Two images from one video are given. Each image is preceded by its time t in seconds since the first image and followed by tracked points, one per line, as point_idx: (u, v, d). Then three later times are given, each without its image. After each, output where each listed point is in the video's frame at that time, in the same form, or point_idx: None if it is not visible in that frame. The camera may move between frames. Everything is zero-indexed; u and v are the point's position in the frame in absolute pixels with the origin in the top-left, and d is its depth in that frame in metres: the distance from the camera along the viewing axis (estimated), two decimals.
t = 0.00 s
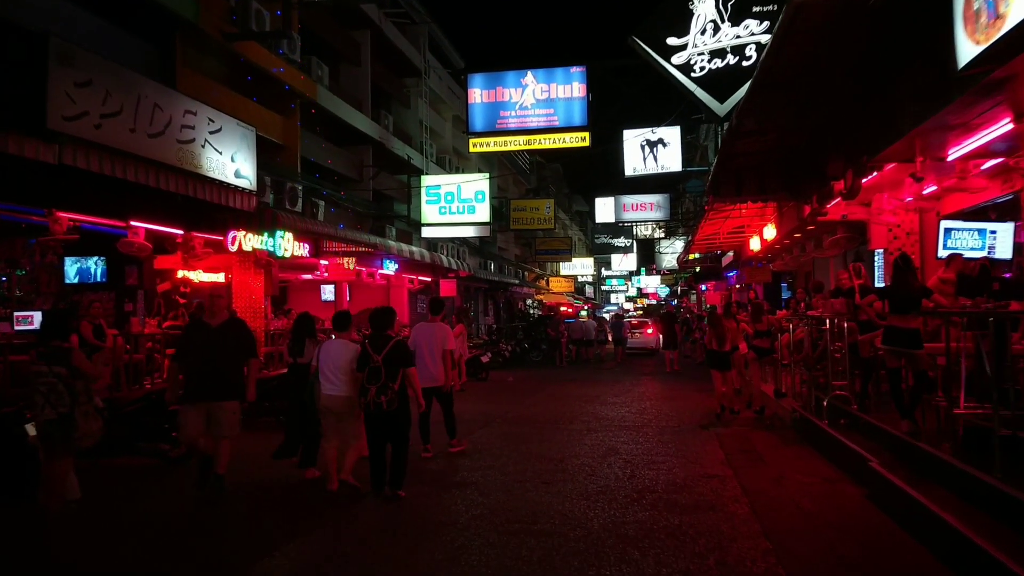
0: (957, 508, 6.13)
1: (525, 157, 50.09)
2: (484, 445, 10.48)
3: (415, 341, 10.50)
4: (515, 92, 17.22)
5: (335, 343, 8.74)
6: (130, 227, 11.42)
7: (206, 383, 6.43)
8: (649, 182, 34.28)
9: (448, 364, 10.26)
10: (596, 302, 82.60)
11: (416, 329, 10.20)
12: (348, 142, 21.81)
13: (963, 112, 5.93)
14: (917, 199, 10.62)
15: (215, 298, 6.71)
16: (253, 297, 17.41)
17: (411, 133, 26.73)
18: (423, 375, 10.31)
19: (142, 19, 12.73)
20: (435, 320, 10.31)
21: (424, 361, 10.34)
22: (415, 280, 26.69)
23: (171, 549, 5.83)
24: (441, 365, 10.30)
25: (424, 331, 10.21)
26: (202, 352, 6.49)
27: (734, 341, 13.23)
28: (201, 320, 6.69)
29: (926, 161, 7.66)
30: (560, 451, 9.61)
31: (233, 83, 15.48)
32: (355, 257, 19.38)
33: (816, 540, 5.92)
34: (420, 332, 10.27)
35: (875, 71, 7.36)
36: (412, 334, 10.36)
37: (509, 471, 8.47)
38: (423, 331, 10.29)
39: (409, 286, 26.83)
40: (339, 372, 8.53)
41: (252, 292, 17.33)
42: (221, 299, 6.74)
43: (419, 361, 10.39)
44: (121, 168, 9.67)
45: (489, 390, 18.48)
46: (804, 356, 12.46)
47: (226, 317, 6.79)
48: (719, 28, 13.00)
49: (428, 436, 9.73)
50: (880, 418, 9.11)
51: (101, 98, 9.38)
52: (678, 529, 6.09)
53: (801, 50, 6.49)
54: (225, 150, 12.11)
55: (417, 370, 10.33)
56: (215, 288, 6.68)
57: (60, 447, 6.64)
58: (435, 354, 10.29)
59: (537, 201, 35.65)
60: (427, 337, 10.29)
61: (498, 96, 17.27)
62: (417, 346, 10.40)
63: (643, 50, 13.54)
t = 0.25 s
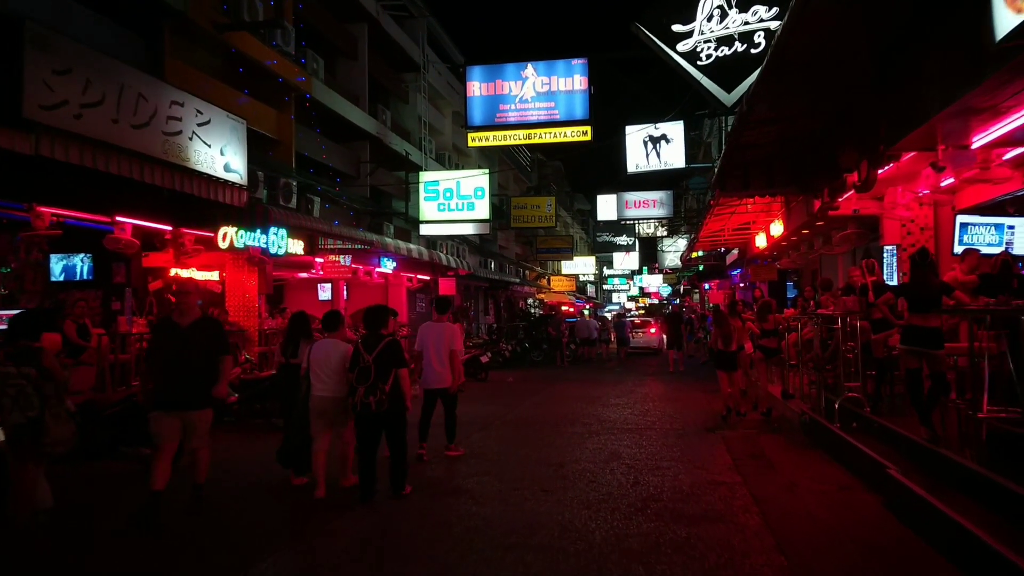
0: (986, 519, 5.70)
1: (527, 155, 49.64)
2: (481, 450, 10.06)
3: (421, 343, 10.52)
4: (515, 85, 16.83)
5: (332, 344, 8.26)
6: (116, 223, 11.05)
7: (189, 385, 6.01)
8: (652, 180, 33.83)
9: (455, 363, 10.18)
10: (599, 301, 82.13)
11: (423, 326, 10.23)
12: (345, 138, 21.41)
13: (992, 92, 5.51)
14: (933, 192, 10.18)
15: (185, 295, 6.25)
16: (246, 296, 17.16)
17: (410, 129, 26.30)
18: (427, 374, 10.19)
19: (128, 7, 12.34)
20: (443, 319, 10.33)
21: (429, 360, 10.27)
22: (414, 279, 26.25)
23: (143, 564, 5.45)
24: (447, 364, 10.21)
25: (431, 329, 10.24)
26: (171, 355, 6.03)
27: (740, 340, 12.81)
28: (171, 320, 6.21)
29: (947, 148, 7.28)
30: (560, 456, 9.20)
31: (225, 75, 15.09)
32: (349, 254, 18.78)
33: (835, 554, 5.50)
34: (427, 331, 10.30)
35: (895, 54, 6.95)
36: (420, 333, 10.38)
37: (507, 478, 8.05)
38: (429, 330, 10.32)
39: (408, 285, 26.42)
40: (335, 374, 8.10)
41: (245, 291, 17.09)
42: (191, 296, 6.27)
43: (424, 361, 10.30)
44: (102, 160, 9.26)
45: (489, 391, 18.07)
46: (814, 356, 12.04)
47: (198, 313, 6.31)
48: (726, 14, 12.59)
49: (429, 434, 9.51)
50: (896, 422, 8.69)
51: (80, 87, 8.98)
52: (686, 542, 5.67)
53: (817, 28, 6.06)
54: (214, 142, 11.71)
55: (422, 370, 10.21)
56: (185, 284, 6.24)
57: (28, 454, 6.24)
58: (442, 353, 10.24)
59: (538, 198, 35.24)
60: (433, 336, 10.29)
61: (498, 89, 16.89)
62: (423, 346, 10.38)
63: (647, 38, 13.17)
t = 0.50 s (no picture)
0: (1005, 529, 5.42)
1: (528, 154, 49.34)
2: (478, 453, 9.78)
3: (425, 342, 10.63)
4: (514, 81, 16.56)
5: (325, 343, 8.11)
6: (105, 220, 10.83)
7: (156, 388, 5.81)
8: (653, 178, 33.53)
9: (457, 361, 10.25)
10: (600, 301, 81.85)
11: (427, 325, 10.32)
12: (342, 135, 21.16)
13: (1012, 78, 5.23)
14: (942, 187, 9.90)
15: (145, 294, 5.91)
16: (242, 295, 16.89)
17: (409, 127, 26.04)
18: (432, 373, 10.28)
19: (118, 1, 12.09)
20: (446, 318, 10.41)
21: (434, 359, 10.36)
22: (413, 279, 25.97)
23: (119, 574, 5.20)
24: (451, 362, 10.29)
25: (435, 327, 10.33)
26: (134, 357, 5.82)
27: (744, 340, 12.54)
28: (133, 321, 5.92)
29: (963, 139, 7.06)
30: (558, 459, 8.92)
31: (219, 71, 14.84)
32: (344, 253, 18.31)
33: (846, 566, 5.21)
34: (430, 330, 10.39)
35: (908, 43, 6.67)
36: (423, 332, 10.46)
37: (503, 483, 7.76)
38: (433, 329, 10.41)
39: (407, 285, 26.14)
40: (329, 375, 7.94)
41: (242, 291, 16.79)
42: (154, 293, 5.95)
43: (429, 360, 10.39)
44: (86, 155, 9.00)
45: (488, 392, 17.81)
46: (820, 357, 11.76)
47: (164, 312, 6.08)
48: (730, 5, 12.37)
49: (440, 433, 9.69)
50: (906, 425, 8.40)
51: (64, 79, 8.72)
52: (690, 553, 5.38)
53: (826, 14, 5.79)
54: (205, 138, 11.44)
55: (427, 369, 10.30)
56: (146, 280, 5.92)
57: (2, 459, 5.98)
58: (445, 352, 10.31)
59: (539, 197, 34.97)
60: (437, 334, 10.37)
61: (497, 85, 16.62)
62: (427, 345, 10.46)
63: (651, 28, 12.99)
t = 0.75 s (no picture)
0: None
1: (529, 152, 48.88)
2: (471, 457, 9.34)
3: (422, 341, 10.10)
4: (514, 73, 16.16)
5: (314, 339, 7.68)
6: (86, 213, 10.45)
7: (119, 401, 4.70)
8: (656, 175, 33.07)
9: (458, 360, 9.84)
10: (603, 300, 81.37)
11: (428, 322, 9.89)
12: (338, 130, 20.74)
13: None
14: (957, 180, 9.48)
15: (89, 282, 4.70)
16: (234, 292, 16.47)
17: (407, 122, 25.62)
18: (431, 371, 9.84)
19: None
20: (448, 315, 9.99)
21: (433, 358, 9.92)
22: (412, 277, 25.55)
23: None
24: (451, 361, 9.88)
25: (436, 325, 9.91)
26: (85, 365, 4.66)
27: (750, 339, 12.08)
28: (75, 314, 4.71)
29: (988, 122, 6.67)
30: (556, 464, 8.47)
31: (208, 61, 14.41)
32: (339, 249, 17.92)
33: None
34: (431, 327, 9.95)
35: (933, 20, 6.22)
36: (424, 329, 10.02)
37: (496, 491, 7.32)
38: (433, 326, 9.98)
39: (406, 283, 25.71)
40: (317, 371, 7.46)
41: (234, 288, 16.40)
42: (102, 282, 4.75)
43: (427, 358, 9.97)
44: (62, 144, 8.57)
45: (486, 392, 17.38)
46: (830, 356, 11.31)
47: (113, 305, 4.88)
48: None
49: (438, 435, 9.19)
50: (923, 428, 7.94)
51: (37, 65, 8.29)
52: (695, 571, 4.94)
53: None
54: (191, 129, 11.02)
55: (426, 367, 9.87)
56: (92, 264, 4.74)
57: None
58: (445, 350, 9.89)
59: (540, 194, 34.50)
60: (437, 332, 9.95)
61: (496, 77, 16.21)
62: (426, 343, 10.03)
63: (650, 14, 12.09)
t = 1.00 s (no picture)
0: None
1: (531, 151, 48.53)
2: (468, 466, 9.00)
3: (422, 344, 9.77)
4: (514, 69, 15.81)
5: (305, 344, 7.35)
6: (70, 213, 10.20)
7: (68, 421, 4.26)
8: (660, 174, 32.66)
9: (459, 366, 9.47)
10: (607, 300, 80.96)
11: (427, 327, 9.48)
12: (337, 128, 20.41)
13: None
14: (975, 176, 9.02)
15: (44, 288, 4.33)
16: (230, 294, 16.13)
17: (407, 120, 25.28)
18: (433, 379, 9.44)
19: None
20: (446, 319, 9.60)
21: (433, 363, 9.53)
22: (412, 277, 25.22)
23: None
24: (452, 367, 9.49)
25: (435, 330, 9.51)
26: (32, 381, 4.26)
27: (756, 342, 11.73)
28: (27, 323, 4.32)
29: (1014, 115, 6.25)
30: (555, 474, 8.13)
31: (201, 58, 14.09)
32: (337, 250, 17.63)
33: None
34: (430, 331, 9.56)
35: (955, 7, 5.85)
36: (422, 334, 9.62)
37: (492, 504, 6.98)
38: (432, 331, 9.59)
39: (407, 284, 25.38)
40: (305, 377, 7.11)
41: (229, 289, 16.06)
42: (58, 288, 4.37)
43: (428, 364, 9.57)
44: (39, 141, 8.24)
45: (487, 395, 17.05)
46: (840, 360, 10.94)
47: (72, 315, 4.48)
48: None
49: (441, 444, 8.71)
50: (942, 438, 7.57)
51: (15, 59, 7.97)
52: None
53: None
54: (180, 126, 10.69)
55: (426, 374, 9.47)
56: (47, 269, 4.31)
57: None
58: (445, 355, 9.50)
59: (543, 193, 34.16)
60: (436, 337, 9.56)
61: (496, 73, 15.86)
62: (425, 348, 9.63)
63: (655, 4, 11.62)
